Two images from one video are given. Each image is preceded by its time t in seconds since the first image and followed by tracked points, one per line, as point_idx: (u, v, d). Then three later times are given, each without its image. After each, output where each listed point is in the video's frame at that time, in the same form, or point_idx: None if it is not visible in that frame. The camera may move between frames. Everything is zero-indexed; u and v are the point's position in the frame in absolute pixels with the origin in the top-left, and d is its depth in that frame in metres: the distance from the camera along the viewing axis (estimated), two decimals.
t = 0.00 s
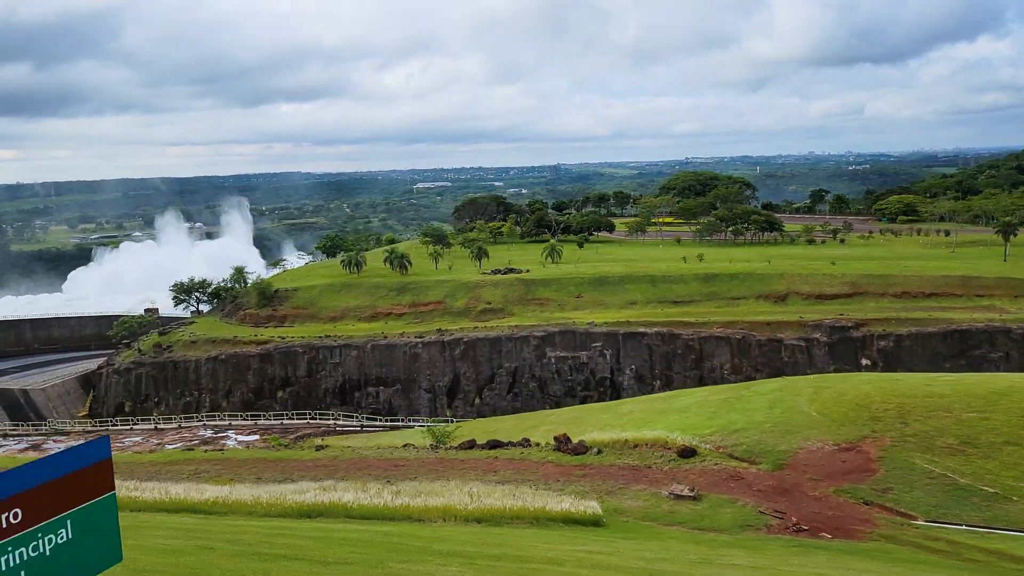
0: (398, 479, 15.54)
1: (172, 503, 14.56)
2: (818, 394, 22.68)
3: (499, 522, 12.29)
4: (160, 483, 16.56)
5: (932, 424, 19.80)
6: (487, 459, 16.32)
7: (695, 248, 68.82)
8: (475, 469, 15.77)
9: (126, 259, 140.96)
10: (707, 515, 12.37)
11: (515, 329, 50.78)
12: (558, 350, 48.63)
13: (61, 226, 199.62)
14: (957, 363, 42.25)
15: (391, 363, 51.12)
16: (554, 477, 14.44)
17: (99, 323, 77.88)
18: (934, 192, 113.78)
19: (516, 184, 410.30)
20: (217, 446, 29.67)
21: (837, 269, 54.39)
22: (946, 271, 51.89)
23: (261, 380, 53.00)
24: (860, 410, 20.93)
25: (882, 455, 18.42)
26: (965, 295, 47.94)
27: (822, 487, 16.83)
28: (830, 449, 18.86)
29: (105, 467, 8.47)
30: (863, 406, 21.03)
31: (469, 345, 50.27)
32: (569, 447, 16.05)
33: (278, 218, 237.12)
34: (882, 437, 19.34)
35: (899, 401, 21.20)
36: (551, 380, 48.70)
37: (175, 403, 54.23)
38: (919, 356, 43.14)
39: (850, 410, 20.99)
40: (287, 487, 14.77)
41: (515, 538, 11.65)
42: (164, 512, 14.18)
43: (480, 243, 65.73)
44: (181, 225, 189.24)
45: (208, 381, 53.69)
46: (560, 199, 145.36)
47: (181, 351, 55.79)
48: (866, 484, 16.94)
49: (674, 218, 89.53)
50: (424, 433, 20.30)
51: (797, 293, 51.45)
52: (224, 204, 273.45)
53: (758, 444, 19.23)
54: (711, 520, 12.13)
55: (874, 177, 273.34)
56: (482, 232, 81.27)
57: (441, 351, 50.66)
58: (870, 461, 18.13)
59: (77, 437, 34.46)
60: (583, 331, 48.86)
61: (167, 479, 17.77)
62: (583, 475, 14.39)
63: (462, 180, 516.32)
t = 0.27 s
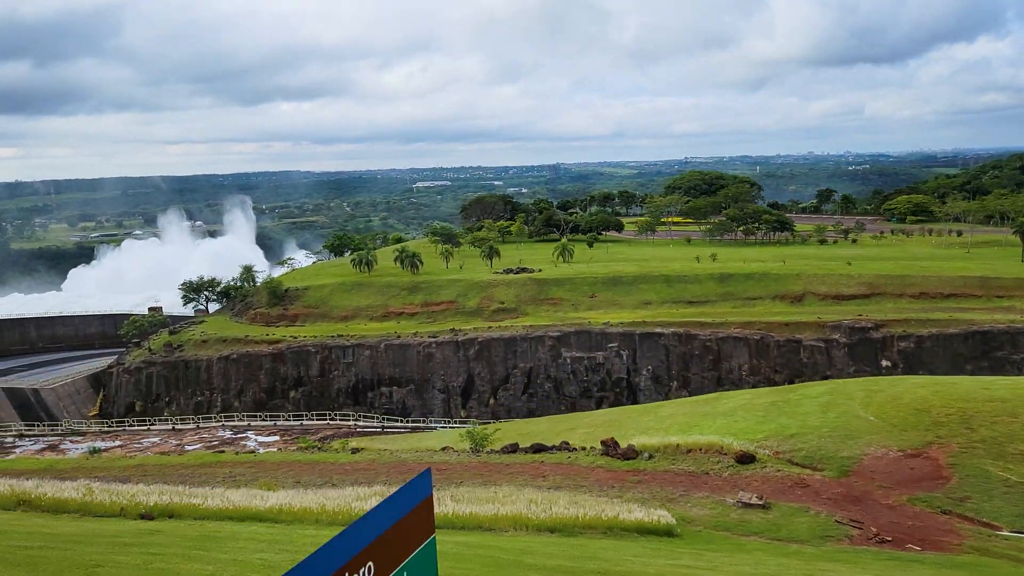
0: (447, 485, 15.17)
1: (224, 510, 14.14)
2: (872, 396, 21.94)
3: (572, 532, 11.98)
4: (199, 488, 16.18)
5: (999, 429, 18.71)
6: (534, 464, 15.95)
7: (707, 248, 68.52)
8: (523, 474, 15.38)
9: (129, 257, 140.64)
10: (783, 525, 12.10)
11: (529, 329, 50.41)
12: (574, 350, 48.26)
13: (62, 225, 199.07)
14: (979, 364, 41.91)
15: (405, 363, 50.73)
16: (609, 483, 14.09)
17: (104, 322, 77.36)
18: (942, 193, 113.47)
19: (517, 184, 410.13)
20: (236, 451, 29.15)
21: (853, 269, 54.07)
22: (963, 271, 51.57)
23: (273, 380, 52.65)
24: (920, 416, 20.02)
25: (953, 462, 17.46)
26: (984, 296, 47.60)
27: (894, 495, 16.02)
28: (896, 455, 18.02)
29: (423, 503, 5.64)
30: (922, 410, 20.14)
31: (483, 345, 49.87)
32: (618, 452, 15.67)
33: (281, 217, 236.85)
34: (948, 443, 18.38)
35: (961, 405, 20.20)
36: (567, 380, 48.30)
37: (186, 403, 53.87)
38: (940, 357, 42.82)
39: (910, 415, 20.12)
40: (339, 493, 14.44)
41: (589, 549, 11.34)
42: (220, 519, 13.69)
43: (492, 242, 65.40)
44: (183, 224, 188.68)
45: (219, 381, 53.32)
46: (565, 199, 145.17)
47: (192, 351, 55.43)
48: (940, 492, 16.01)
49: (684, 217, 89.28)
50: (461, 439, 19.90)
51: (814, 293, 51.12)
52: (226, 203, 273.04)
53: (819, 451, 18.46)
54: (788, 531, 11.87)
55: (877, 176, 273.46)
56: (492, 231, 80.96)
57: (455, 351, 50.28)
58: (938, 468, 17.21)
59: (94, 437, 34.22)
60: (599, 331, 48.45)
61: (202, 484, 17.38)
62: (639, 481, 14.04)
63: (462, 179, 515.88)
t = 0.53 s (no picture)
0: (500, 490, 14.84)
1: (292, 519, 13.82)
2: (929, 400, 21.08)
3: (653, 543, 11.76)
4: (245, 494, 15.86)
5: None
6: (584, 469, 15.57)
7: (720, 248, 68.15)
8: (574, 481, 15.02)
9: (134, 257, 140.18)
10: (864, 534, 11.99)
11: (545, 330, 50.02)
12: (592, 351, 47.87)
13: (63, 224, 198.37)
14: (1003, 365, 41.71)
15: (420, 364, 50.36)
16: (668, 489, 13.73)
17: (110, 322, 76.80)
18: (951, 193, 112.97)
19: (519, 184, 409.56)
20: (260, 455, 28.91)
21: (871, 269, 53.69)
22: (982, 272, 51.20)
23: (286, 381, 52.30)
24: (986, 420, 19.01)
25: None
26: (1005, 296, 47.24)
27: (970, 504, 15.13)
28: (965, 462, 17.08)
29: None
30: (988, 415, 19.14)
31: (499, 346, 49.48)
32: (672, 457, 15.29)
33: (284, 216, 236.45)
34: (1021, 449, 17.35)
35: None
36: (584, 381, 47.87)
37: (199, 404, 53.52)
38: (963, 358, 42.50)
39: (974, 420, 19.16)
40: (398, 499, 14.19)
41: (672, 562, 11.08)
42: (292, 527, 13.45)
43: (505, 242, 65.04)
44: (186, 224, 188.05)
45: (232, 381, 52.97)
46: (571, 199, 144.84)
47: (205, 351, 55.09)
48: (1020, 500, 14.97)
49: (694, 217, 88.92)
50: (502, 443, 19.64)
51: (832, 294, 50.74)
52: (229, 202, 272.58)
53: (884, 457, 17.57)
54: (872, 540, 11.72)
55: (881, 176, 273.12)
56: (502, 230, 80.59)
57: (470, 351, 49.89)
58: (1011, 476, 16.20)
59: (113, 439, 33.97)
60: (616, 331, 48.06)
61: (241, 489, 17.03)
62: (700, 489, 13.75)
63: (463, 178, 515.03)
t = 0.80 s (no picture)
0: (553, 497, 14.55)
1: (366, 530, 13.40)
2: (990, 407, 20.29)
3: (740, 557, 11.67)
4: (295, 501, 15.55)
5: None
6: (637, 475, 15.22)
7: (734, 249, 67.77)
8: (628, 487, 14.70)
9: (137, 256, 139.53)
10: (946, 547, 12.14)
11: (561, 331, 49.66)
12: (609, 352, 47.51)
13: (65, 224, 197.57)
14: None
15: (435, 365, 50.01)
16: (730, 498, 13.53)
17: (115, 321, 76.54)
18: (961, 194, 112.46)
19: (520, 184, 408.78)
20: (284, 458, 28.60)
21: (888, 270, 53.33)
22: (1001, 273, 50.87)
23: (300, 382, 51.98)
24: None
25: None
26: None
27: None
28: None
29: None
30: None
31: (515, 347, 49.14)
32: (726, 464, 14.99)
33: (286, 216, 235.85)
34: None
35: None
36: (601, 384, 47.46)
37: (211, 404, 53.13)
38: (986, 360, 42.16)
39: None
40: (462, 507, 14.02)
41: None
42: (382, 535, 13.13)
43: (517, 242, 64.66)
44: (188, 223, 187.43)
45: (246, 382, 52.63)
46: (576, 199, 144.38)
47: (218, 351, 54.76)
48: None
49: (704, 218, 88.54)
50: (544, 448, 19.34)
51: (850, 295, 50.37)
52: (231, 201, 271.82)
53: (954, 465, 16.66)
54: (956, 553, 11.85)
55: (884, 176, 272.61)
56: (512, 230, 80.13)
57: (486, 352, 49.54)
58: None
59: (132, 440, 33.63)
60: (634, 333, 47.68)
61: (280, 496, 16.61)
62: (764, 497, 13.68)
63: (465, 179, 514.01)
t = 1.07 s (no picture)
0: (608, 505, 14.24)
1: (445, 541, 13.13)
2: None
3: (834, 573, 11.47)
4: (343, 509, 15.30)
5: None
6: (691, 483, 14.88)
7: (746, 250, 67.38)
8: (684, 495, 14.37)
9: (141, 255, 138.95)
10: None
11: (577, 332, 49.28)
12: (626, 354, 47.15)
13: (66, 222, 196.80)
14: None
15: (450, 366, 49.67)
16: (797, 508, 13.47)
17: (120, 321, 76.06)
18: (970, 196, 111.94)
19: (522, 184, 408.09)
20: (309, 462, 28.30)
21: (906, 272, 52.96)
22: (1020, 275, 50.49)
23: (314, 382, 51.63)
24: None
25: None
26: None
27: None
28: None
29: None
30: None
31: (531, 348, 48.76)
32: (786, 472, 15.07)
33: (289, 215, 235.30)
34: None
35: None
36: (618, 386, 47.08)
37: (224, 405, 52.80)
38: (1010, 363, 41.80)
39: None
40: (532, 516, 13.78)
41: None
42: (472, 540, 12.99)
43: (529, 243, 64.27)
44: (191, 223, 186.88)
45: (259, 382, 52.26)
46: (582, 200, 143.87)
47: (230, 352, 54.42)
48: None
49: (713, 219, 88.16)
50: (588, 453, 19.04)
51: (869, 297, 49.99)
52: (233, 200, 271.16)
53: None
54: None
55: (887, 177, 272.00)
56: (521, 230, 79.74)
57: (501, 354, 49.19)
58: None
59: (151, 441, 33.27)
60: (651, 334, 47.26)
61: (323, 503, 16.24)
62: (833, 506, 13.68)
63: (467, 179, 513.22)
